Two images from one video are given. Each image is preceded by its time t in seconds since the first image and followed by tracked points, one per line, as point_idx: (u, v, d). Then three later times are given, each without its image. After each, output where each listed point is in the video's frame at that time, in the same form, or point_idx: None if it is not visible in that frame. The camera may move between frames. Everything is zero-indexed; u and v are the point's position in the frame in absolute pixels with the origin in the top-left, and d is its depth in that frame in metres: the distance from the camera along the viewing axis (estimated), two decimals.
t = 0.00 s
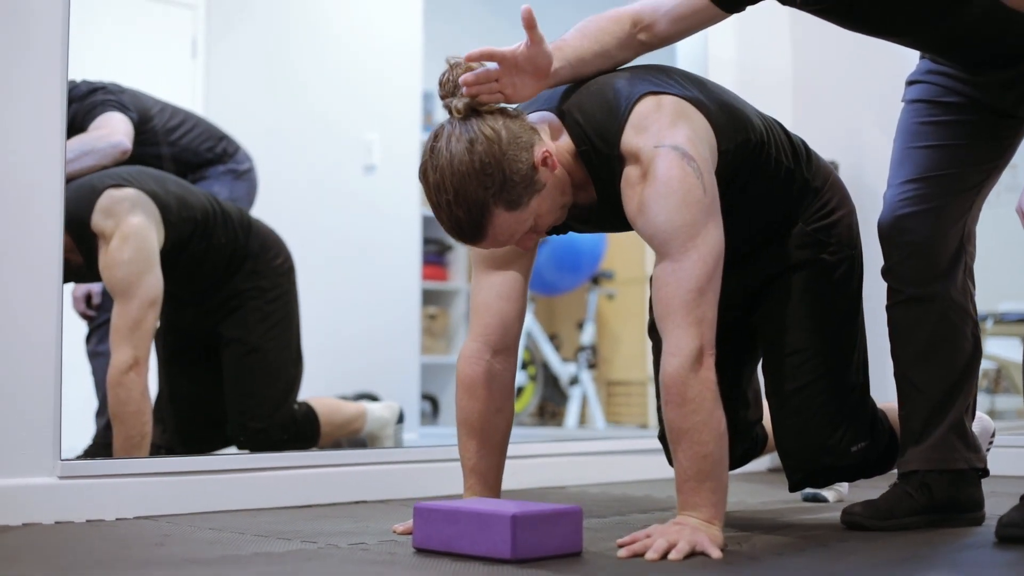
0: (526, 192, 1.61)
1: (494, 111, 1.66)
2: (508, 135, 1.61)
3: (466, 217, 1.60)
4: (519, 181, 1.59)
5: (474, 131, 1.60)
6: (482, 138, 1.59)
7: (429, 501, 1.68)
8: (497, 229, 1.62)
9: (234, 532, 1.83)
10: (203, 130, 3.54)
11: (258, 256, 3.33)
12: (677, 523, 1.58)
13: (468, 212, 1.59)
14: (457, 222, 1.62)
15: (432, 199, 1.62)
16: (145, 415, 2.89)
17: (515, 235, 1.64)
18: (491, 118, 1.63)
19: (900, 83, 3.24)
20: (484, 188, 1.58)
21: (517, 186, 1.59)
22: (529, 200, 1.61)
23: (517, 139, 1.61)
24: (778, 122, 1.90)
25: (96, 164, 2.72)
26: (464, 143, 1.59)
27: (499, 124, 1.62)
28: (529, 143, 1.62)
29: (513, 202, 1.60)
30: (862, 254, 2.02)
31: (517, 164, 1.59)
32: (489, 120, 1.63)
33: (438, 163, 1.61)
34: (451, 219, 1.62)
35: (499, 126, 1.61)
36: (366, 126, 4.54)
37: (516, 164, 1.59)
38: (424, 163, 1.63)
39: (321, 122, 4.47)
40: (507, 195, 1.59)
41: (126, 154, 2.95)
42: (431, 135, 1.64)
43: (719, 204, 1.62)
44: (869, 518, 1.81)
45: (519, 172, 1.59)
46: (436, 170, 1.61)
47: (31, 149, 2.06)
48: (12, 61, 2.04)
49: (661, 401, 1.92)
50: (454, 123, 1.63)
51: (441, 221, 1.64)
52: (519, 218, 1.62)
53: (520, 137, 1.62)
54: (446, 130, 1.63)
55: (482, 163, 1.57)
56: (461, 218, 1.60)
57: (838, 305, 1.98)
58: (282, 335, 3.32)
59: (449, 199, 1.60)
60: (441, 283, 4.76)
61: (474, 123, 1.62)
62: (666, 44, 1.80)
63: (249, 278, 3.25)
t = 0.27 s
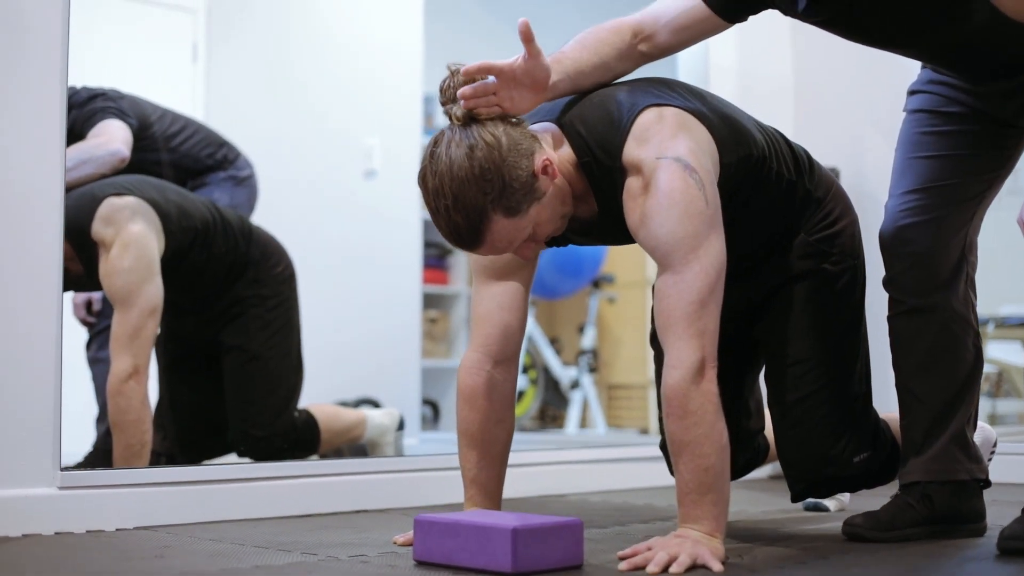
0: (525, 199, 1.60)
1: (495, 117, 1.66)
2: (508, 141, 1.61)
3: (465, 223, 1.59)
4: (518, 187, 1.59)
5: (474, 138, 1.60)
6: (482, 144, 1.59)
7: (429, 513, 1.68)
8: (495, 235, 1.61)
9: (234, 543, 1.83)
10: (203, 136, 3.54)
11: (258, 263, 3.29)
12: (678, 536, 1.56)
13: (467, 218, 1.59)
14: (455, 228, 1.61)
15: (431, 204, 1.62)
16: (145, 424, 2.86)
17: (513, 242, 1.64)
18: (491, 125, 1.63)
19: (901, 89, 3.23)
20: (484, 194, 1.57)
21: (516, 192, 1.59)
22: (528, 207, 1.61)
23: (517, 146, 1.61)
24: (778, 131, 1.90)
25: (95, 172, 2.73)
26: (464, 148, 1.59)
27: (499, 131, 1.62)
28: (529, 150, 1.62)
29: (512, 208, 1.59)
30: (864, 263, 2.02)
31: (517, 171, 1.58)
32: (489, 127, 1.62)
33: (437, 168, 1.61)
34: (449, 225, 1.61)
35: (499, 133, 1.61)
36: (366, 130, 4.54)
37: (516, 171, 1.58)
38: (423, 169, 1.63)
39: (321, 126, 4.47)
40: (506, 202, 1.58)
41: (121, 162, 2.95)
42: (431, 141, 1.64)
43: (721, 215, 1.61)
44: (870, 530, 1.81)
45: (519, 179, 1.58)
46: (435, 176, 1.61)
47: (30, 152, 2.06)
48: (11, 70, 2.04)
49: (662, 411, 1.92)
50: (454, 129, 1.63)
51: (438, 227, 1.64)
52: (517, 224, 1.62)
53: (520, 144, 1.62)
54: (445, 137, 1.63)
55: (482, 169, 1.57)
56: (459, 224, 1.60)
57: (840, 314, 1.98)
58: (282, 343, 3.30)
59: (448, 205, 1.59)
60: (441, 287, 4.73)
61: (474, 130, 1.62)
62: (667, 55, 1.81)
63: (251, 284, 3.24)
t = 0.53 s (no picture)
0: (516, 169, 1.60)
1: (507, 93, 1.69)
2: (512, 113, 1.63)
3: (450, 173, 1.58)
4: (513, 153, 1.59)
5: (480, 99, 1.63)
6: (488, 106, 1.62)
7: (430, 524, 1.68)
8: (476, 196, 1.59)
9: (233, 552, 1.83)
10: (202, 140, 3.53)
11: (259, 270, 3.31)
12: (679, 545, 1.54)
13: (454, 169, 1.58)
14: (438, 177, 1.60)
15: (422, 152, 1.62)
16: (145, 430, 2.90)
17: (494, 214, 1.61)
18: (499, 95, 1.66)
19: (902, 93, 3.23)
20: (476, 147, 1.58)
21: (510, 158, 1.59)
22: (517, 179, 1.60)
23: (519, 120, 1.63)
24: (779, 142, 1.89)
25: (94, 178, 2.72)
26: (470, 106, 1.62)
27: (505, 102, 1.65)
28: (531, 127, 1.64)
29: (501, 172, 1.59)
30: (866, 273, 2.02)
31: (515, 138, 1.60)
32: (496, 96, 1.66)
33: (439, 119, 1.62)
34: (435, 176, 1.60)
35: (505, 104, 1.64)
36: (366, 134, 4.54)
37: (514, 138, 1.60)
38: (423, 122, 1.65)
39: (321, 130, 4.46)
40: (496, 162, 1.58)
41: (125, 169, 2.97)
42: (438, 96, 1.67)
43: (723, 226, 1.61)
44: (870, 537, 1.81)
45: (514, 146, 1.59)
46: (433, 127, 1.62)
47: (29, 157, 2.05)
48: (10, 78, 2.04)
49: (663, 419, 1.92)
50: (461, 89, 1.67)
51: (423, 179, 1.63)
52: (502, 193, 1.60)
53: (523, 120, 1.64)
54: (452, 95, 1.66)
55: (481, 126, 1.59)
56: (444, 174, 1.59)
57: (841, 324, 1.98)
58: (285, 349, 3.32)
59: (438, 152, 1.59)
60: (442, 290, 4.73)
61: (481, 93, 1.65)
62: (670, 63, 1.87)
63: (251, 290, 3.23)
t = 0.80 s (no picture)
0: (515, 163, 1.57)
1: (511, 91, 1.66)
2: (514, 109, 1.61)
3: (447, 163, 1.55)
4: (511, 147, 1.56)
5: (482, 91, 1.61)
6: (490, 100, 1.60)
7: (430, 536, 1.67)
8: (472, 189, 1.56)
9: (232, 564, 1.82)
10: (202, 146, 3.53)
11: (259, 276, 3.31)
12: (679, 558, 1.51)
13: (451, 158, 1.55)
14: (435, 167, 1.57)
15: (421, 142, 1.59)
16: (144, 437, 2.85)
17: (489, 208, 1.57)
18: (502, 90, 1.64)
19: (902, 101, 3.22)
20: (475, 137, 1.55)
21: (508, 152, 1.56)
22: (514, 174, 1.57)
23: (521, 117, 1.61)
24: (780, 150, 1.88)
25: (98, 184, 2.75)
26: (473, 97, 1.60)
27: (507, 98, 1.62)
28: (532, 125, 1.61)
29: (498, 164, 1.55)
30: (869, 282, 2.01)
31: (514, 132, 1.57)
32: (500, 91, 1.63)
33: (440, 110, 1.60)
34: (432, 166, 1.57)
35: (508, 99, 1.62)
36: (366, 139, 4.55)
37: (513, 132, 1.57)
38: (424, 114, 1.63)
39: (322, 136, 4.47)
40: (494, 154, 1.55)
41: (132, 175, 3.02)
42: (442, 88, 1.65)
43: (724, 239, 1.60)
44: (871, 550, 1.80)
45: (513, 140, 1.56)
46: (433, 118, 1.60)
47: (29, 162, 2.05)
48: (8, 86, 2.03)
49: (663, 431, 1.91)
50: (465, 81, 1.65)
51: (421, 170, 1.60)
52: (499, 188, 1.56)
53: (524, 117, 1.61)
54: (454, 87, 1.64)
55: (481, 118, 1.57)
56: (441, 164, 1.56)
57: (844, 332, 1.97)
58: (284, 353, 3.32)
59: (437, 142, 1.57)
60: (442, 293, 4.72)
61: (484, 86, 1.63)
62: (674, 71, 1.88)
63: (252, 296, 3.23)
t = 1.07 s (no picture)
0: (511, 180, 1.56)
1: (508, 106, 1.65)
2: (510, 125, 1.60)
3: (443, 180, 1.54)
4: (508, 163, 1.56)
5: (478, 108, 1.60)
6: (487, 115, 1.59)
7: (425, 553, 1.65)
8: (468, 206, 1.55)
9: None
10: (202, 152, 3.52)
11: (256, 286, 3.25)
12: None
13: (448, 175, 1.54)
14: (431, 183, 1.56)
15: (417, 158, 1.59)
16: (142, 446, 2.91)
17: (485, 225, 1.56)
18: (499, 106, 1.63)
19: (901, 109, 3.22)
20: (471, 154, 1.54)
21: (504, 168, 1.55)
22: (511, 192, 1.56)
23: (517, 133, 1.60)
24: (779, 164, 1.87)
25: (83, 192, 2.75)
26: (469, 113, 1.59)
27: (503, 114, 1.61)
28: (528, 141, 1.61)
29: (494, 180, 1.55)
30: (868, 295, 2.00)
31: (510, 149, 1.56)
32: (496, 107, 1.62)
33: (436, 126, 1.59)
34: (428, 183, 1.56)
35: (504, 116, 1.61)
36: (364, 145, 4.55)
37: (509, 149, 1.56)
38: (420, 130, 1.62)
39: (320, 141, 4.46)
40: (490, 171, 1.54)
41: (125, 182, 3.05)
42: (438, 104, 1.64)
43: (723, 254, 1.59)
44: (870, 565, 1.78)
45: (509, 157, 1.56)
46: (429, 134, 1.59)
47: (21, 169, 2.04)
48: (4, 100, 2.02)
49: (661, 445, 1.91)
50: (460, 97, 1.64)
51: (417, 187, 1.59)
52: (495, 205, 1.56)
53: (521, 133, 1.61)
54: (450, 103, 1.63)
55: (477, 134, 1.56)
56: (438, 181, 1.55)
57: (844, 346, 1.96)
58: (280, 366, 3.26)
59: (433, 159, 1.56)
60: (441, 297, 4.73)
61: (480, 102, 1.62)
62: (674, 79, 1.88)
63: (250, 304, 3.21)
